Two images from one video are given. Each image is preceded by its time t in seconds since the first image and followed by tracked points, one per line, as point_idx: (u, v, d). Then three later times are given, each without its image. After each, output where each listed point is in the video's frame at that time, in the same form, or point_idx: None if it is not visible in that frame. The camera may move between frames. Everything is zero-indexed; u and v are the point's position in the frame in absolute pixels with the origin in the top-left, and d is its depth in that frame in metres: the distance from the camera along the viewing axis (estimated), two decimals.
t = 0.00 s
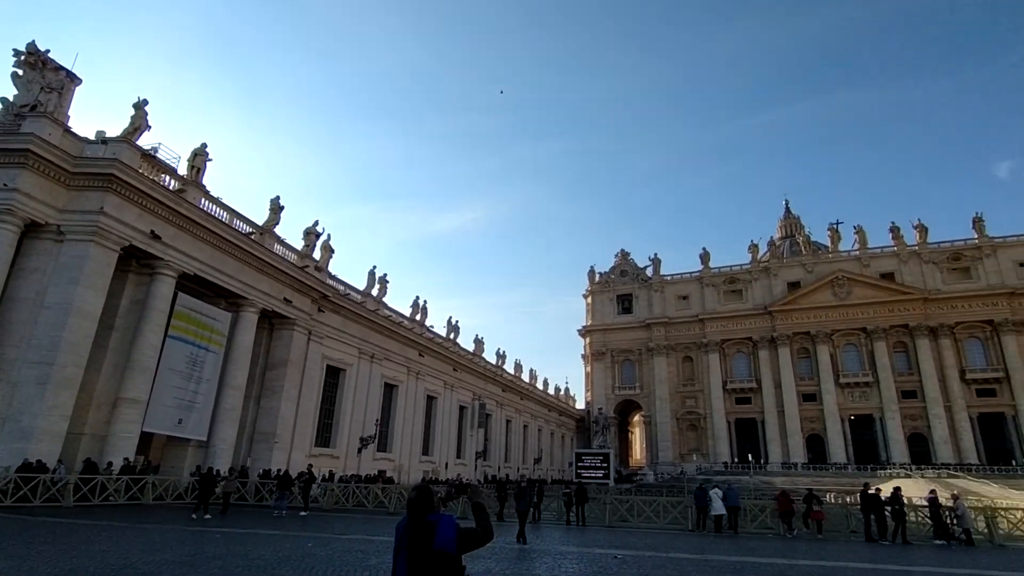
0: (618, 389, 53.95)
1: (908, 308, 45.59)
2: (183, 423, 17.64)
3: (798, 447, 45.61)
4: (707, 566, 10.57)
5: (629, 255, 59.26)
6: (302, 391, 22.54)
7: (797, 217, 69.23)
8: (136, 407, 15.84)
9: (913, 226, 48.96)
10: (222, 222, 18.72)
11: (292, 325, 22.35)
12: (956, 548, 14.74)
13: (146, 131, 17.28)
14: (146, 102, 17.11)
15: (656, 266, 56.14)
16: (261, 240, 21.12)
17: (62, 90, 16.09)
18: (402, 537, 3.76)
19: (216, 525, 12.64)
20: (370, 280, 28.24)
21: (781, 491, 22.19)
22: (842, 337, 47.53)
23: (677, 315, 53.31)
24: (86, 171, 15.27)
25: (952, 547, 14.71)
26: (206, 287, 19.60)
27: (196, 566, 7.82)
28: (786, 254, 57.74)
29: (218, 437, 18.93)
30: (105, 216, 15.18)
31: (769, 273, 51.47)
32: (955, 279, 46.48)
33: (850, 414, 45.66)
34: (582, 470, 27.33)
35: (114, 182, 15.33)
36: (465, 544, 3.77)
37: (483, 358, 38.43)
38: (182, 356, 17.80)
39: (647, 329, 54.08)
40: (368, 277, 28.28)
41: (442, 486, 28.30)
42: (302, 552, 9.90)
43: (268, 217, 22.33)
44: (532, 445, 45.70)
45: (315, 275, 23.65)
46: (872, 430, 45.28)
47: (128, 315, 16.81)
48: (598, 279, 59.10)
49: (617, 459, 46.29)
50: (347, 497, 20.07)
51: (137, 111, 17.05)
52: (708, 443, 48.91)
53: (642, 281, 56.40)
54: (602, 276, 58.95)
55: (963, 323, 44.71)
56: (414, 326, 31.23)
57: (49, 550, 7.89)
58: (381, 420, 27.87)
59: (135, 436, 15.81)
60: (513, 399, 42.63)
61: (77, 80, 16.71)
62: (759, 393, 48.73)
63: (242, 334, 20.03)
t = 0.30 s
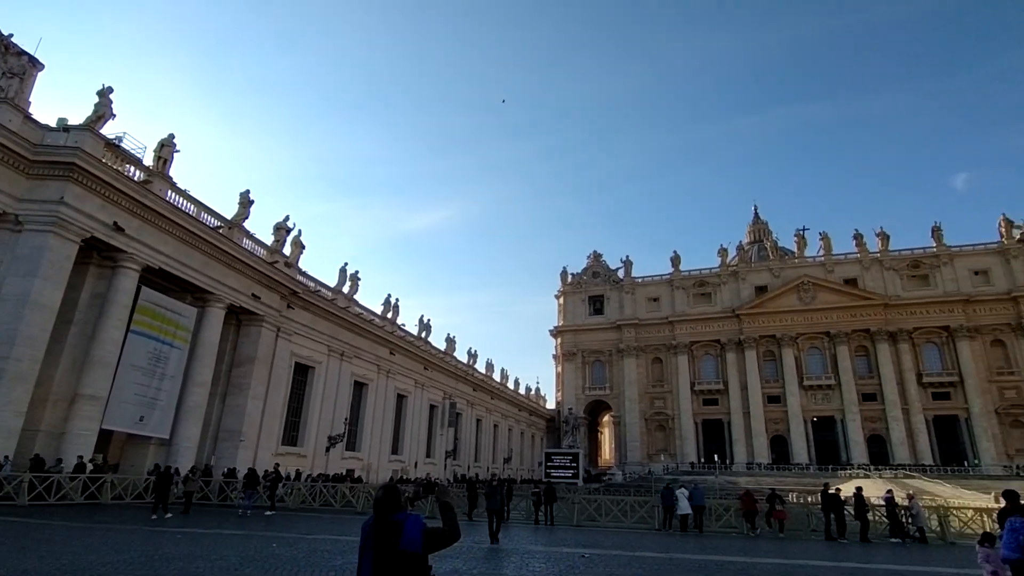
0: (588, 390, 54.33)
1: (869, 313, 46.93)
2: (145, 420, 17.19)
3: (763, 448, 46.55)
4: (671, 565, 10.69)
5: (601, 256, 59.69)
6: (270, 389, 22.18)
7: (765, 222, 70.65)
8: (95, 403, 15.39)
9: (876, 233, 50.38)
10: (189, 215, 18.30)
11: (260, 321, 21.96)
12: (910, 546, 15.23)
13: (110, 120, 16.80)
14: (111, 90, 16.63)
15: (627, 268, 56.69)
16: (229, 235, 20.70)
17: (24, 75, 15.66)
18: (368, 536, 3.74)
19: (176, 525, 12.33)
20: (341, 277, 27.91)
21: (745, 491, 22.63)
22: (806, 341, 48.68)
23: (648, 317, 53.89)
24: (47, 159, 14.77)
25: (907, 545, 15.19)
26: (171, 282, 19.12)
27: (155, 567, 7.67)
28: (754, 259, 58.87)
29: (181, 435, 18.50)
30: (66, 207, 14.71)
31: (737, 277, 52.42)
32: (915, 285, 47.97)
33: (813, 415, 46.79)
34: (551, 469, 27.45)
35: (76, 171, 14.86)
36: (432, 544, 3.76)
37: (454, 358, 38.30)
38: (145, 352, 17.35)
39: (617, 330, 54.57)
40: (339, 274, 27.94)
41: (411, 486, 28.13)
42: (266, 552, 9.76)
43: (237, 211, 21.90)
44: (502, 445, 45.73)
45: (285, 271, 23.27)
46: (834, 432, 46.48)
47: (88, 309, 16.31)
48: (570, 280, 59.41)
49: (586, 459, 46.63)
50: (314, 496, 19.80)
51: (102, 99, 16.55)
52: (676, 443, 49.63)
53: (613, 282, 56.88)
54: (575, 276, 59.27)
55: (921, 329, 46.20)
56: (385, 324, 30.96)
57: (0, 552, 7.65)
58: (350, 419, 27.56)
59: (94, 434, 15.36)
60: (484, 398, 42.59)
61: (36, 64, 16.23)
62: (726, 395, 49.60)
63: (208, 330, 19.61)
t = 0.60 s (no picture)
0: (558, 390, 54.61)
1: (832, 318, 48.19)
2: (104, 416, 16.72)
3: (728, 449, 47.44)
4: (635, 564, 10.83)
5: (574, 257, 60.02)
6: (235, 385, 21.76)
7: (734, 227, 71.96)
8: (51, 398, 14.89)
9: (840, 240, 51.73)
10: (154, 206, 17.85)
11: (226, 316, 21.53)
12: (866, 545, 15.70)
13: (74, 106, 16.28)
14: (75, 75, 16.12)
15: (599, 270, 57.15)
16: (196, 227, 20.25)
17: None
18: (332, 535, 3.72)
19: (134, 524, 12.00)
20: (311, 273, 27.53)
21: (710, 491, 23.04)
22: (771, 345, 49.72)
23: (618, 318, 54.41)
24: (6, 144, 14.25)
25: (863, 544, 15.66)
26: (134, 274, 18.61)
27: (111, 567, 7.49)
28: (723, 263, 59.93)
29: (142, 432, 18.03)
30: (24, 194, 14.21)
31: (706, 281, 53.28)
32: (876, 292, 49.40)
33: (777, 417, 47.81)
34: (520, 468, 27.52)
35: (36, 157, 14.37)
36: (398, 544, 3.75)
37: (425, 356, 38.09)
38: (105, 345, 16.85)
39: (588, 331, 55.01)
40: (309, 270, 27.55)
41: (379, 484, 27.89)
42: (228, 552, 9.57)
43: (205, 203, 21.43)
44: (472, 444, 45.66)
45: (253, 266, 22.85)
46: (796, 434, 47.60)
47: (45, 301, 15.79)
48: (543, 280, 59.63)
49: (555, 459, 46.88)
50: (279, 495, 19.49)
51: (65, 84, 16.03)
52: (643, 444, 50.23)
53: (585, 283, 57.29)
54: (547, 277, 59.52)
55: (881, 334, 47.61)
56: (355, 321, 30.63)
57: None
58: (318, 416, 27.22)
59: (50, 430, 14.87)
60: (454, 397, 42.47)
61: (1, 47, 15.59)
62: (693, 396, 50.37)
63: (173, 324, 19.16)
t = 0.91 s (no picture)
0: (532, 390, 54.74)
1: (802, 322, 49.19)
2: (66, 413, 16.27)
3: (699, 450, 48.10)
4: (605, 563, 10.91)
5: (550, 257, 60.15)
6: (205, 382, 21.36)
7: (708, 231, 72.96)
8: (12, 394, 14.45)
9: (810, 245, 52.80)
10: (122, 198, 17.42)
11: (196, 311, 21.11)
12: (830, 544, 16.08)
13: (40, 93, 15.79)
14: (40, 62, 15.68)
15: (575, 270, 57.41)
16: (166, 220, 19.82)
17: None
18: (301, 534, 3.72)
19: (97, 524, 11.69)
20: (285, 269, 27.16)
21: (681, 491, 23.32)
22: (742, 347, 50.51)
23: (594, 319, 54.76)
24: None
25: (827, 543, 16.04)
26: (100, 267, 18.14)
27: (72, 567, 7.32)
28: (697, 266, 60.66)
29: (106, 429, 17.59)
30: None
31: (680, 283, 53.89)
32: (844, 297, 50.55)
33: (747, 419, 48.61)
34: (494, 468, 27.51)
35: None
36: (368, 548, 3.70)
37: (400, 354, 37.84)
38: (68, 340, 16.43)
39: (563, 332, 55.25)
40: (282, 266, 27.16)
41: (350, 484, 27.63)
42: (195, 552, 9.40)
43: (175, 196, 20.98)
44: (445, 443, 45.52)
45: (225, 261, 22.45)
46: (765, 435, 48.47)
47: (6, 293, 15.30)
48: (519, 280, 59.69)
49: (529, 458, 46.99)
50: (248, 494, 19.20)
51: (32, 70, 15.54)
52: (616, 444, 50.66)
53: (561, 284, 57.50)
54: (523, 277, 59.58)
55: (848, 338, 48.74)
56: (329, 319, 30.29)
57: None
58: (289, 414, 26.87)
59: (9, 427, 14.42)
60: (428, 396, 42.28)
61: None
62: (665, 397, 50.93)
63: (140, 319, 18.73)
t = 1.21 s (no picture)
0: (508, 389, 54.78)
1: (773, 325, 50.09)
2: (29, 408, 15.81)
3: (672, 449, 48.66)
4: (577, 562, 10.98)
5: (528, 257, 60.20)
6: (174, 378, 20.95)
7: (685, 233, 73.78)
8: None
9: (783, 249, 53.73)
10: (91, 188, 16.98)
11: (167, 306, 20.68)
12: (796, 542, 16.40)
13: (7, 78, 15.31)
14: (8, 46, 15.16)
15: (553, 270, 57.60)
16: (137, 212, 19.37)
17: None
18: (273, 533, 3.72)
19: (59, 523, 11.37)
20: (259, 264, 26.75)
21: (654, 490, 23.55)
22: (716, 349, 51.20)
23: (570, 319, 55.02)
24: None
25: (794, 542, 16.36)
26: (66, 259, 17.67)
27: (33, 567, 7.11)
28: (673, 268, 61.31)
29: (71, 425, 17.14)
30: None
31: (656, 285, 54.40)
32: (815, 301, 51.54)
33: (719, 419, 49.31)
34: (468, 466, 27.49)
35: None
36: (337, 555, 3.65)
37: (375, 352, 37.54)
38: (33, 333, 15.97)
39: (540, 331, 55.41)
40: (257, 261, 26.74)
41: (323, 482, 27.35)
42: (161, 551, 9.21)
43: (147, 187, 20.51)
44: (420, 442, 45.32)
45: (198, 254, 22.03)
46: (736, 435, 49.23)
47: None
48: (496, 279, 59.64)
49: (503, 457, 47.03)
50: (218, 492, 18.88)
51: None
52: (590, 443, 50.99)
53: (538, 283, 57.62)
54: (501, 276, 59.55)
55: (818, 341, 49.72)
56: (304, 315, 29.93)
57: None
58: (261, 412, 26.48)
59: None
60: (403, 394, 42.04)
61: None
62: (639, 397, 51.40)
63: (108, 312, 18.29)
